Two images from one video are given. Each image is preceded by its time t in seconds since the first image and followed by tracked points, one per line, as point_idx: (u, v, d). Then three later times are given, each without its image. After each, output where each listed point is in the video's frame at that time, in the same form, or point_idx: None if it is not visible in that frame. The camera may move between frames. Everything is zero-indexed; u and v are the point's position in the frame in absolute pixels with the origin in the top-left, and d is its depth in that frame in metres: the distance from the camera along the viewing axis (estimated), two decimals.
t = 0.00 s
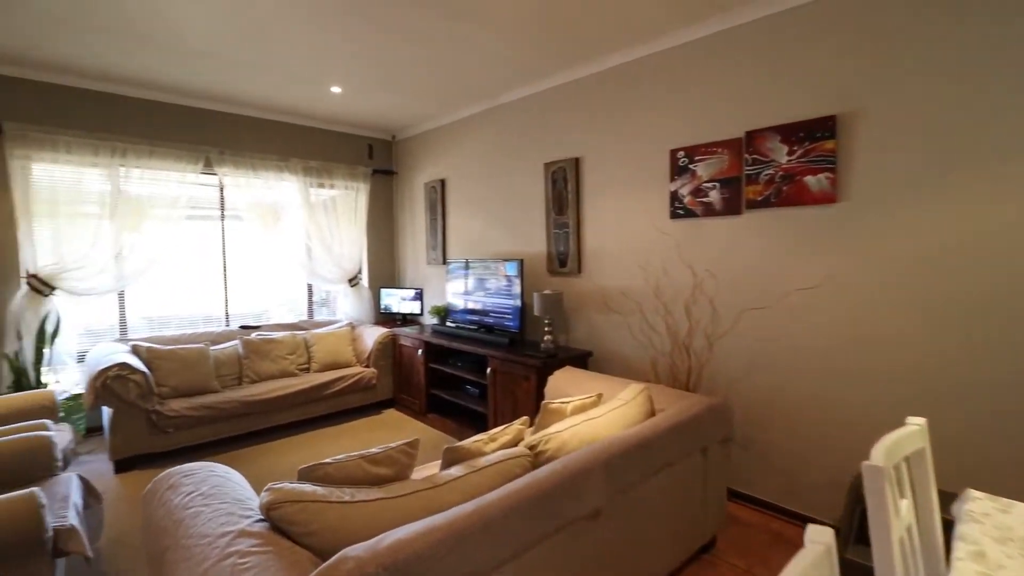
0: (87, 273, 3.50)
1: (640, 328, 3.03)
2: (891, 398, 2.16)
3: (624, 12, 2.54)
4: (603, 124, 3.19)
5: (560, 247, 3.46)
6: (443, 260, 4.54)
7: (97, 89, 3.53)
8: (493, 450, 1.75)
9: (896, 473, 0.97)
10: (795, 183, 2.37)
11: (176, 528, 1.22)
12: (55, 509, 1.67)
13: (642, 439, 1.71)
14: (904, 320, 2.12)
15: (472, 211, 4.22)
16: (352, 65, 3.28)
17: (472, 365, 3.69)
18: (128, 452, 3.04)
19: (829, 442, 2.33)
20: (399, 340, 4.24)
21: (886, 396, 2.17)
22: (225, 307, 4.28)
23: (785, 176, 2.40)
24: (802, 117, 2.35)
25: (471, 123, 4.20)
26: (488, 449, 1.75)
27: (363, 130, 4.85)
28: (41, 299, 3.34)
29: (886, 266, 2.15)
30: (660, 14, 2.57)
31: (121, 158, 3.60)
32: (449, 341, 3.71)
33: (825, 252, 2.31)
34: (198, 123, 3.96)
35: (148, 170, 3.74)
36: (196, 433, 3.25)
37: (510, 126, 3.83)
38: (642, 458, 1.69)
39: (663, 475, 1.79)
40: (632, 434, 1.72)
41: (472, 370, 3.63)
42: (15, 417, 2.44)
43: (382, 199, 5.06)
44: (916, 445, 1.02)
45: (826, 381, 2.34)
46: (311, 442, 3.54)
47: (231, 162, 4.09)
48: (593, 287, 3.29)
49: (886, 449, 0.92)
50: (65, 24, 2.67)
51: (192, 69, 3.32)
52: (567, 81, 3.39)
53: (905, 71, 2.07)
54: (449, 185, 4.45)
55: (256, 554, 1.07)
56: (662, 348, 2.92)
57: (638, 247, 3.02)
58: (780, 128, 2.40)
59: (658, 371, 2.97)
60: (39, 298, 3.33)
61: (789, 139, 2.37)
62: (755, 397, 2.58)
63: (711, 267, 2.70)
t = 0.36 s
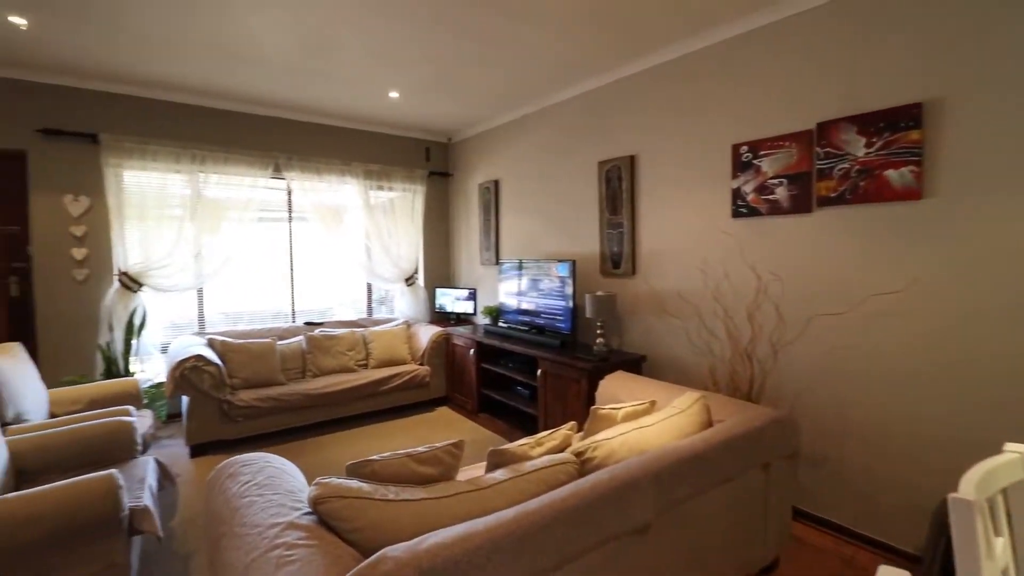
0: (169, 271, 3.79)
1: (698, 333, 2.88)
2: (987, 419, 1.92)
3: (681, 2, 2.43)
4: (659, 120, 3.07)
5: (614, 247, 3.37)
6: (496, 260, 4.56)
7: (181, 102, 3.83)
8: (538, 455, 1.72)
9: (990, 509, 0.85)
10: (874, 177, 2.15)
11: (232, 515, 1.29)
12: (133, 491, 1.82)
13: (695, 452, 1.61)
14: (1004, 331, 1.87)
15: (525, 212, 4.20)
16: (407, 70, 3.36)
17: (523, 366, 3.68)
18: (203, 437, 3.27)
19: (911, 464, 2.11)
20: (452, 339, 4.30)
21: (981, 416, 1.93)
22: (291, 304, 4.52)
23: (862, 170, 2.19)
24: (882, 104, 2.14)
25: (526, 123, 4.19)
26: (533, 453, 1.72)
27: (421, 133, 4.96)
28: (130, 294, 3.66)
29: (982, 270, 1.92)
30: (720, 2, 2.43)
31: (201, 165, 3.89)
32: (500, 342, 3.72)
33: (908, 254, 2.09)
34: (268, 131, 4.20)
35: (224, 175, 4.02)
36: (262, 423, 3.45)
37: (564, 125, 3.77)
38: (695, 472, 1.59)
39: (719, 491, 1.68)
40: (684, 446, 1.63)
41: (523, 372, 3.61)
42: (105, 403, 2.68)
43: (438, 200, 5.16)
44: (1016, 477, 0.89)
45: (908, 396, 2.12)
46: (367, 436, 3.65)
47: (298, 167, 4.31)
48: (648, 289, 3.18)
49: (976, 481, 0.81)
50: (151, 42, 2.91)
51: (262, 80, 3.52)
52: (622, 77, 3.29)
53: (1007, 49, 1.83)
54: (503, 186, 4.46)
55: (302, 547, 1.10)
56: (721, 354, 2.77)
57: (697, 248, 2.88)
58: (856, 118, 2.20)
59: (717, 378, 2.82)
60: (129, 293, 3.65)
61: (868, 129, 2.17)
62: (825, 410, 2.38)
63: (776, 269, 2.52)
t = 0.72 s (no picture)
0: (242, 268, 4.09)
1: (755, 336, 2.75)
2: None
3: None
4: (715, 114, 2.95)
5: (666, 246, 3.28)
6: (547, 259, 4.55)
7: (254, 111, 4.11)
8: (580, 454, 1.71)
9: None
10: (954, 169, 1.97)
11: (286, 495, 1.38)
12: (204, 469, 1.99)
13: (744, 460, 1.54)
14: None
15: (577, 211, 4.17)
16: (460, 73, 3.43)
17: (572, 366, 3.65)
18: (270, 424, 3.50)
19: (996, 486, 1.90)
20: (502, 337, 4.35)
21: None
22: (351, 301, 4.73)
23: (940, 161, 2.00)
24: (965, 88, 1.95)
25: (577, 122, 4.16)
26: (574, 452, 1.71)
27: (474, 135, 5.05)
28: (209, 290, 3.98)
29: None
30: None
31: (271, 169, 4.16)
32: (549, 341, 3.72)
33: (994, 253, 1.89)
34: (331, 136, 4.43)
35: (292, 179, 4.28)
36: (322, 413, 3.64)
37: (616, 122, 3.72)
38: (743, 480, 1.52)
39: (770, 501, 1.59)
40: (732, 452, 1.57)
41: (572, 371, 3.59)
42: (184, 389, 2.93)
43: (491, 200, 5.24)
44: None
45: (994, 411, 1.91)
46: (419, 429, 3.76)
47: (358, 170, 4.52)
48: (701, 289, 3.06)
49: None
50: (226, 57, 3.15)
51: (324, 88, 3.72)
52: (676, 71, 3.20)
53: None
54: (554, 186, 4.45)
55: (345, 529, 1.16)
56: (780, 358, 2.63)
57: (754, 247, 2.74)
58: (934, 104, 2.02)
59: (776, 384, 2.67)
60: (208, 289, 3.97)
61: (947, 116, 1.98)
62: (896, 422, 2.20)
63: (842, 269, 2.36)
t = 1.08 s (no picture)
0: (304, 267, 4.35)
1: (811, 340, 2.61)
2: None
3: None
4: (769, 108, 2.84)
5: (716, 246, 3.17)
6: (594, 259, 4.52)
7: (315, 119, 4.36)
8: (616, 453, 1.71)
9: None
10: None
11: (333, 477, 1.48)
12: (263, 452, 2.14)
13: (786, 466, 1.49)
14: None
15: (624, 210, 4.12)
16: (507, 75, 3.48)
17: (617, 367, 3.61)
18: (326, 414, 3.71)
19: None
20: (548, 337, 4.36)
21: None
22: (403, 299, 4.91)
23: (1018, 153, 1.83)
24: None
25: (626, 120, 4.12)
26: (610, 452, 1.71)
27: (523, 136, 5.10)
28: (275, 287, 4.27)
29: None
30: None
31: (330, 172, 4.39)
32: (594, 341, 3.70)
33: None
34: (386, 140, 4.62)
35: (350, 182, 4.49)
36: (374, 405, 3.81)
37: (665, 119, 3.64)
38: (785, 487, 1.47)
39: (816, 512, 1.52)
40: (773, 458, 1.51)
41: (617, 372, 3.55)
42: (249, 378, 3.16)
43: (539, 200, 5.27)
44: None
45: None
46: (464, 424, 3.85)
47: (411, 173, 4.68)
48: (753, 290, 2.95)
49: None
50: (288, 68, 3.36)
51: (377, 94, 3.89)
52: (728, 65, 3.10)
53: None
54: (602, 185, 4.42)
55: (382, 511, 1.23)
56: (837, 364, 2.49)
57: (810, 246, 2.61)
58: (1011, 91, 1.85)
59: (833, 391, 2.53)
60: (273, 286, 4.25)
61: None
62: (968, 437, 2.02)
63: (906, 270, 2.20)
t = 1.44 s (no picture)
0: (352, 266, 4.54)
1: (864, 346, 2.48)
2: None
3: None
4: (820, 102, 2.71)
5: (764, 246, 3.06)
6: (637, 259, 4.46)
7: (364, 124, 4.54)
8: (649, 455, 1.69)
9: None
10: None
11: (371, 467, 1.57)
12: (311, 441, 2.26)
13: (826, 476, 1.43)
14: None
15: (667, 209, 4.04)
16: (547, 77, 3.50)
17: (659, 370, 3.55)
18: (371, 408, 3.86)
19: None
20: (588, 337, 4.35)
21: None
22: (447, 298, 5.01)
23: None
24: None
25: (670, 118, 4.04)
26: (643, 453, 1.69)
27: (566, 137, 5.10)
28: (326, 285, 4.48)
29: None
30: None
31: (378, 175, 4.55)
32: (634, 342, 3.66)
33: None
34: (430, 144, 4.74)
35: (397, 184, 4.65)
36: (416, 401, 3.93)
37: (709, 117, 3.55)
38: (825, 497, 1.41)
39: (858, 525, 1.46)
40: (812, 467, 1.45)
41: (658, 375, 3.49)
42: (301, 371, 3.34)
43: (581, 200, 5.25)
44: None
45: None
46: (504, 422, 3.91)
47: (454, 174, 4.78)
48: (802, 293, 2.83)
49: None
50: (337, 77, 3.52)
51: (421, 100, 4.01)
52: (776, 59, 2.98)
53: None
54: (644, 184, 4.35)
55: (414, 501, 1.32)
56: (892, 371, 2.35)
57: (864, 246, 2.48)
58: None
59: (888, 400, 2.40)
60: (324, 284, 4.47)
61: None
62: None
63: (969, 272, 2.05)
